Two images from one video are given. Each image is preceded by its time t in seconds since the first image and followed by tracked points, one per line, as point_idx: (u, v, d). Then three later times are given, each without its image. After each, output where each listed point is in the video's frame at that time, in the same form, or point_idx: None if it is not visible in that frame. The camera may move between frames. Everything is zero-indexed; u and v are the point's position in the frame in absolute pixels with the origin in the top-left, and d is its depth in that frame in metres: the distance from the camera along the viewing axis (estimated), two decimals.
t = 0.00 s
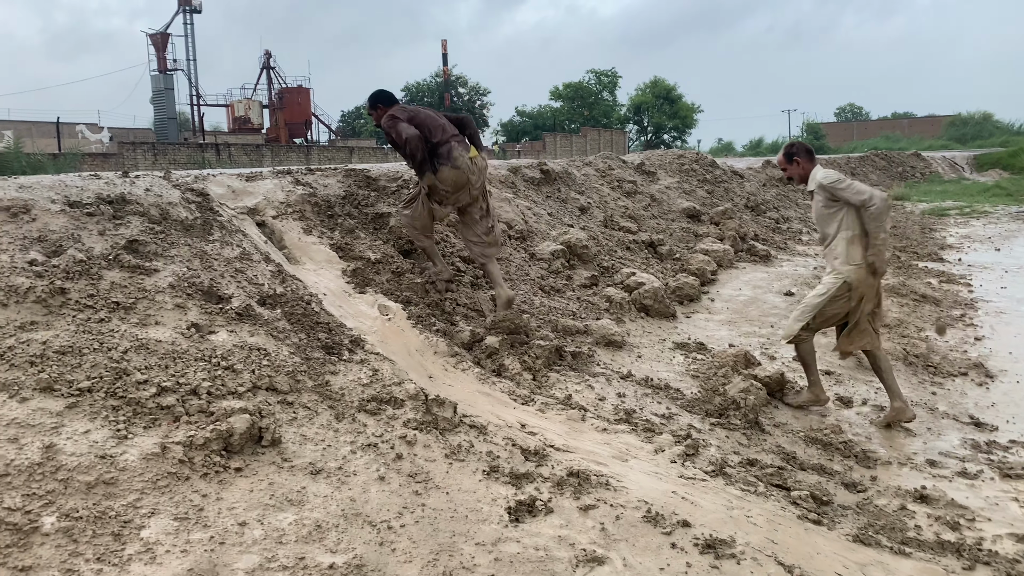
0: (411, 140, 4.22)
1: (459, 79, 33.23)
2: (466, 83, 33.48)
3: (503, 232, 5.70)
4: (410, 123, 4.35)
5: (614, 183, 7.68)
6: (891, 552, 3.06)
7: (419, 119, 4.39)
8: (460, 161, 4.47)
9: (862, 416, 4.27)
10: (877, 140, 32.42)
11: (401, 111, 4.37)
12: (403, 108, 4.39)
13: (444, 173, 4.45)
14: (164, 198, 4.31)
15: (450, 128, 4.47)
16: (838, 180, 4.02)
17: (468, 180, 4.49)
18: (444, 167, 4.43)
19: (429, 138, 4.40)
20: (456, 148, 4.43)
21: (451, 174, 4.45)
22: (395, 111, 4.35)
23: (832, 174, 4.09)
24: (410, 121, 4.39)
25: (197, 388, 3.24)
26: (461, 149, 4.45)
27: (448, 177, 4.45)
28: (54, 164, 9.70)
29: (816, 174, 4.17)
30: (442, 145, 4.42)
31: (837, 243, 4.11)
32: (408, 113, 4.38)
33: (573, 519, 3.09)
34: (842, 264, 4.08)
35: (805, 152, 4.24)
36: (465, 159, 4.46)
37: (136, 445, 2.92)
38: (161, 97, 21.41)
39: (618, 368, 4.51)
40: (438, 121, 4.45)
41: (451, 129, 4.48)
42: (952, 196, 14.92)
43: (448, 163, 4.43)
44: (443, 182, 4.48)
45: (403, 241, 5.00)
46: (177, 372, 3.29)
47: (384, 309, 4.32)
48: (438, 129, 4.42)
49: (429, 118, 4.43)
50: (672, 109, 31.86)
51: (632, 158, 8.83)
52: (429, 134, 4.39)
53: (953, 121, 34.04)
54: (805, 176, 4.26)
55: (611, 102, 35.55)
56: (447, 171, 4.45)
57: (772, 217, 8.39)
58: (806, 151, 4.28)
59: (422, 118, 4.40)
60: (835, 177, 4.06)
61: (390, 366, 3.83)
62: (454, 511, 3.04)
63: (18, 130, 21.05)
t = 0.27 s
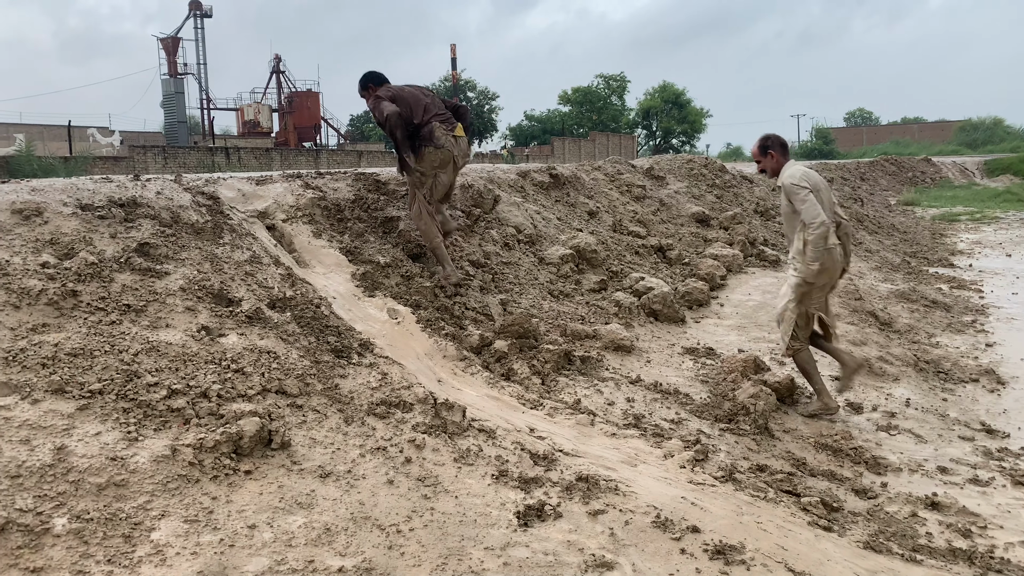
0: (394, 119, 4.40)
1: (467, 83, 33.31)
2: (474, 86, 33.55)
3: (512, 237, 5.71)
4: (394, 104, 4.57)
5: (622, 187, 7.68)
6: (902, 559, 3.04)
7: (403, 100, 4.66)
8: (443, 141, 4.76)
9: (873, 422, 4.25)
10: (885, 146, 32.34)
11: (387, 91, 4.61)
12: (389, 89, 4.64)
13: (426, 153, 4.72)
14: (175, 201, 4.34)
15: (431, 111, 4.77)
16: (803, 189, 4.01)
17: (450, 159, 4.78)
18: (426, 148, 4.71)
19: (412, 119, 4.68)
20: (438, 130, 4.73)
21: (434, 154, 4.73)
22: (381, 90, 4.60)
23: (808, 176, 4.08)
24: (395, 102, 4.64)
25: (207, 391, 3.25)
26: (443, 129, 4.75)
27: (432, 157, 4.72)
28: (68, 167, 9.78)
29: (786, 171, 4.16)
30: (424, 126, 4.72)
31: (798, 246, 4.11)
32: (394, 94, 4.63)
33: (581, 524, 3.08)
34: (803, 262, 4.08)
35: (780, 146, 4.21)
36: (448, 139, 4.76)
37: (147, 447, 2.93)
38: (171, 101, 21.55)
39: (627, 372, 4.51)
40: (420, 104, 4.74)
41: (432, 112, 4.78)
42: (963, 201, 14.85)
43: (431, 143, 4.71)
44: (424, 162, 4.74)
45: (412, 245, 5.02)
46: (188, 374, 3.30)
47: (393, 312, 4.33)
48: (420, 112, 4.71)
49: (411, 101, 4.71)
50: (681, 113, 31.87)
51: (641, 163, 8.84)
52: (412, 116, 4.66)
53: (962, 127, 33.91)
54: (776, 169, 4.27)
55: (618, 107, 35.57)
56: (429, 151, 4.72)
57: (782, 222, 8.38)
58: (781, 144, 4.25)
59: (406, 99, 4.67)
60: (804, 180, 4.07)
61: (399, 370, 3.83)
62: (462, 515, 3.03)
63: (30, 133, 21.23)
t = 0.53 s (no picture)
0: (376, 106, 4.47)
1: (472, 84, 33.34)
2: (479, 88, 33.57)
3: (518, 238, 5.72)
4: (382, 89, 4.64)
5: (629, 189, 7.68)
6: (910, 561, 3.03)
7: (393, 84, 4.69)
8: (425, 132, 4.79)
9: (880, 424, 4.24)
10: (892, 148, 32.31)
11: (378, 72, 4.66)
12: (380, 69, 4.68)
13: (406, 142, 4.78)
14: (182, 202, 4.35)
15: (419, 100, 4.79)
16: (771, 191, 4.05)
17: (432, 153, 4.82)
18: (408, 137, 4.75)
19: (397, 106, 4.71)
20: (421, 120, 4.76)
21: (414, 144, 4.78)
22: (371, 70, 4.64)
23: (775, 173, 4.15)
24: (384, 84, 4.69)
25: (214, 391, 3.26)
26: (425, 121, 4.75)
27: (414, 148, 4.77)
28: (75, 167, 9.82)
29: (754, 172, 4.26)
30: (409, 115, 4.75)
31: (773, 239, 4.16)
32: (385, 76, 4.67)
33: (588, 526, 3.07)
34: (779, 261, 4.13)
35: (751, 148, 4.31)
36: (429, 132, 4.78)
37: (154, 447, 2.94)
38: (178, 103, 21.62)
39: (633, 374, 4.51)
40: (410, 91, 4.78)
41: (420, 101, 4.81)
42: (971, 203, 14.79)
43: (412, 132, 4.76)
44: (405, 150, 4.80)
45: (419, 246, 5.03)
46: (195, 375, 3.31)
47: (399, 314, 4.35)
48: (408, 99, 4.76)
49: (402, 86, 4.75)
50: (687, 115, 31.89)
51: (647, 164, 8.83)
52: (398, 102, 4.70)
53: (969, 129, 33.83)
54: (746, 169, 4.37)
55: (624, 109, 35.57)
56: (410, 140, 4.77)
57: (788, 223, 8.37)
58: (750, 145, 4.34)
59: (395, 83, 4.70)
60: (773, 176, 4.15)
61: (406, 371, 3.84)
62: (469, 516, 3.03)
63: (38, 134, 21.33)
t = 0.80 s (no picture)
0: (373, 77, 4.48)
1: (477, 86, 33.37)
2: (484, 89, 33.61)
3: (524, 239, 5.72)
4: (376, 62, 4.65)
5: (634, 190, 7.68)
6: (917, 564, 3.02)
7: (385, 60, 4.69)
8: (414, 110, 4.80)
9: (887, 426, 4.23)
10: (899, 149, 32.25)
11: (371, 48, 4.65)
12: (373, 44, 4.70)
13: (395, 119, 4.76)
14: (189, 204, 4.37)
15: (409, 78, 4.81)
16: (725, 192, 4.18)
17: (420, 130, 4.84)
18: (398, 112, 4.76)
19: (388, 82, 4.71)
20: (411, 98, 4.77)
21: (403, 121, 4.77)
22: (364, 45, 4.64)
23: (729, 174, 4.29)
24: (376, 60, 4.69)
25: (221, 392, 3.27)
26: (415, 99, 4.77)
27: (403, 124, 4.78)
28: (83, 169, 9.87)
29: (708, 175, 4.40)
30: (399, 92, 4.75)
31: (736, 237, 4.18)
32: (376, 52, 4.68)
33: (595, 528, 3.07)
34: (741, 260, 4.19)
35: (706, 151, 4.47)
36: (418, 110, 4.79)
37: (162, 448, 2.95)
38: (184, 104, 21.70)
39: (639, 376, 4.50)
40: (400, 68, 4.79)
41: (409, 80, 4.82)
42: (978, 204, 14.74)
43: (402, 109, 4.75)
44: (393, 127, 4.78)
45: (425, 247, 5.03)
46: (203, 376, 3.32)
47: (405, 315, 4.36)
48: (398, 77, 4.77)
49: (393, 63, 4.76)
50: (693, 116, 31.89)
51: (653, 166, 8.83)
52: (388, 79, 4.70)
53: (976, 129, 33.74)
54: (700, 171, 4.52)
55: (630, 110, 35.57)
56: (399, 117, 4.76)
57: (795, 224, 8.35)
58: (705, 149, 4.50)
59: (387, 59, 4.71)
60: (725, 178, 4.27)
61: (412, 372, 3.85)
62: (475, 517, 3.03)
63: (45, 136, 21.44)
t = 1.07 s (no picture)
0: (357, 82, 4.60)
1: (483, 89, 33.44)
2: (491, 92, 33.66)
3: (531, 243, 5.73)
4: (362, 67, 4.77)
5: (642, 194, 7.68)
6: (926, 569, 3.01)
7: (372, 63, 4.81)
8: (402, 110, 4.91)
9: (896, 431, 4.21)
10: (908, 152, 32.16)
11: (357, 52, 4.78)
12: (359, 49, 4.82)
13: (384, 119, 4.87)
14: (198, 207, 4.39)
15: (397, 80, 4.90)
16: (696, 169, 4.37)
17: (410, 128, 4.91)
18: (387, 113, 4.86)
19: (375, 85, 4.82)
20: (399, 98, 4.86)
21: (391, 121, 4.86)
22: (351, 51, 4.77)
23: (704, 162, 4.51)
24: (364, 64, 4.81)
25: (230, 395, 3.28)
26: (402, 100, 4.85)
27: (392, 124, 4.87)
28: (94, 172, 9.95)
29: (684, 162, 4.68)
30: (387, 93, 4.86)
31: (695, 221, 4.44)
32: (363, 56, 4.80)
33: (602, 532, 3.07)
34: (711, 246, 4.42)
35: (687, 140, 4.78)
36: (406, 110, 4.88)
37: (171, 450, 2.97)
38: (193, 108, 21.81)
39: (646, 379, 4.50)
40: (388, 71, 4.90)
41: (398, 81, 4.92)
42: (988, 207, 14.68)
43: (391, 109, 4.85)
44: (381, 127, 4.89)
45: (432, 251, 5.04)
46: (211, 378, 3.34)
47: (413, 318, 4.37)
48: (386, 79, 4.87)
49: (381, 66, 4.87)
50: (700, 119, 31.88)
51: (661, 169, 8.83)
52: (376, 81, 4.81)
53: (985, 133, 33.61)
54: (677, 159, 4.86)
55: (637, 113, 35.57)
56: (387, 117, 4.87)
57: (803, 228, 8.34)
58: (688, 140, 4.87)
59: (374, 62, 4.82)
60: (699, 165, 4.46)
61: (419, 375, 3.85)
62: (483, 521, 3.03)
63: (55, 139, 21.58)
